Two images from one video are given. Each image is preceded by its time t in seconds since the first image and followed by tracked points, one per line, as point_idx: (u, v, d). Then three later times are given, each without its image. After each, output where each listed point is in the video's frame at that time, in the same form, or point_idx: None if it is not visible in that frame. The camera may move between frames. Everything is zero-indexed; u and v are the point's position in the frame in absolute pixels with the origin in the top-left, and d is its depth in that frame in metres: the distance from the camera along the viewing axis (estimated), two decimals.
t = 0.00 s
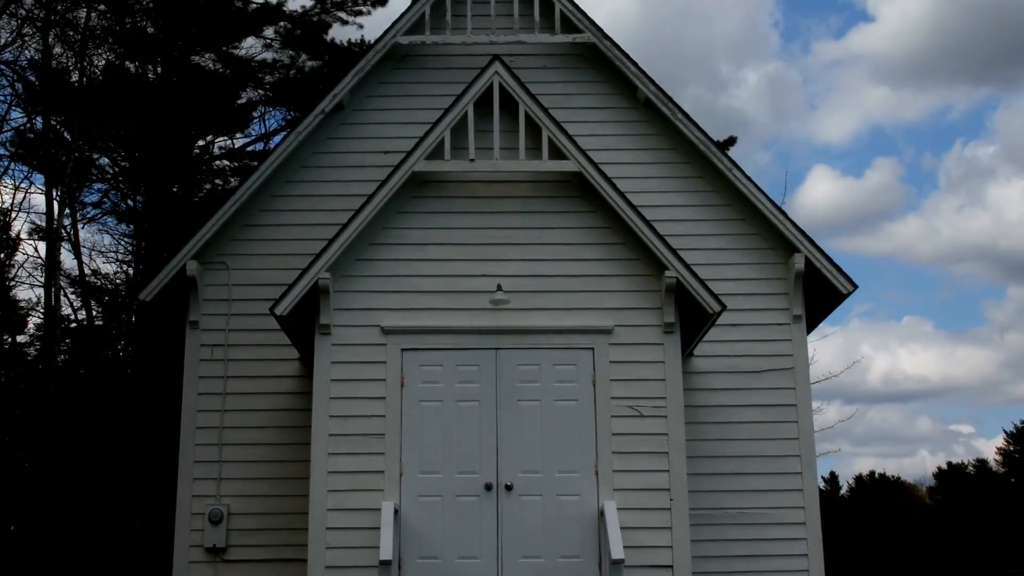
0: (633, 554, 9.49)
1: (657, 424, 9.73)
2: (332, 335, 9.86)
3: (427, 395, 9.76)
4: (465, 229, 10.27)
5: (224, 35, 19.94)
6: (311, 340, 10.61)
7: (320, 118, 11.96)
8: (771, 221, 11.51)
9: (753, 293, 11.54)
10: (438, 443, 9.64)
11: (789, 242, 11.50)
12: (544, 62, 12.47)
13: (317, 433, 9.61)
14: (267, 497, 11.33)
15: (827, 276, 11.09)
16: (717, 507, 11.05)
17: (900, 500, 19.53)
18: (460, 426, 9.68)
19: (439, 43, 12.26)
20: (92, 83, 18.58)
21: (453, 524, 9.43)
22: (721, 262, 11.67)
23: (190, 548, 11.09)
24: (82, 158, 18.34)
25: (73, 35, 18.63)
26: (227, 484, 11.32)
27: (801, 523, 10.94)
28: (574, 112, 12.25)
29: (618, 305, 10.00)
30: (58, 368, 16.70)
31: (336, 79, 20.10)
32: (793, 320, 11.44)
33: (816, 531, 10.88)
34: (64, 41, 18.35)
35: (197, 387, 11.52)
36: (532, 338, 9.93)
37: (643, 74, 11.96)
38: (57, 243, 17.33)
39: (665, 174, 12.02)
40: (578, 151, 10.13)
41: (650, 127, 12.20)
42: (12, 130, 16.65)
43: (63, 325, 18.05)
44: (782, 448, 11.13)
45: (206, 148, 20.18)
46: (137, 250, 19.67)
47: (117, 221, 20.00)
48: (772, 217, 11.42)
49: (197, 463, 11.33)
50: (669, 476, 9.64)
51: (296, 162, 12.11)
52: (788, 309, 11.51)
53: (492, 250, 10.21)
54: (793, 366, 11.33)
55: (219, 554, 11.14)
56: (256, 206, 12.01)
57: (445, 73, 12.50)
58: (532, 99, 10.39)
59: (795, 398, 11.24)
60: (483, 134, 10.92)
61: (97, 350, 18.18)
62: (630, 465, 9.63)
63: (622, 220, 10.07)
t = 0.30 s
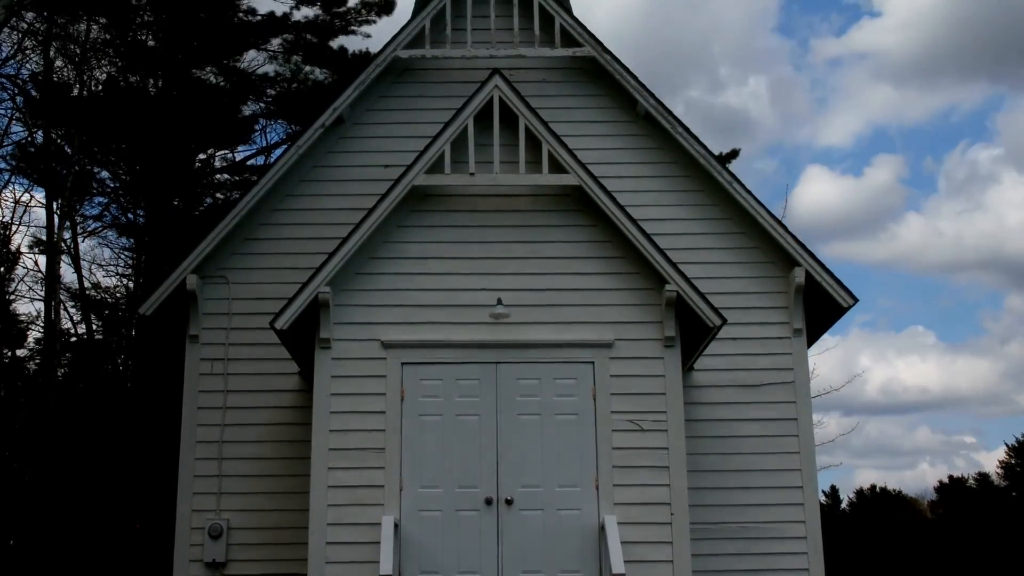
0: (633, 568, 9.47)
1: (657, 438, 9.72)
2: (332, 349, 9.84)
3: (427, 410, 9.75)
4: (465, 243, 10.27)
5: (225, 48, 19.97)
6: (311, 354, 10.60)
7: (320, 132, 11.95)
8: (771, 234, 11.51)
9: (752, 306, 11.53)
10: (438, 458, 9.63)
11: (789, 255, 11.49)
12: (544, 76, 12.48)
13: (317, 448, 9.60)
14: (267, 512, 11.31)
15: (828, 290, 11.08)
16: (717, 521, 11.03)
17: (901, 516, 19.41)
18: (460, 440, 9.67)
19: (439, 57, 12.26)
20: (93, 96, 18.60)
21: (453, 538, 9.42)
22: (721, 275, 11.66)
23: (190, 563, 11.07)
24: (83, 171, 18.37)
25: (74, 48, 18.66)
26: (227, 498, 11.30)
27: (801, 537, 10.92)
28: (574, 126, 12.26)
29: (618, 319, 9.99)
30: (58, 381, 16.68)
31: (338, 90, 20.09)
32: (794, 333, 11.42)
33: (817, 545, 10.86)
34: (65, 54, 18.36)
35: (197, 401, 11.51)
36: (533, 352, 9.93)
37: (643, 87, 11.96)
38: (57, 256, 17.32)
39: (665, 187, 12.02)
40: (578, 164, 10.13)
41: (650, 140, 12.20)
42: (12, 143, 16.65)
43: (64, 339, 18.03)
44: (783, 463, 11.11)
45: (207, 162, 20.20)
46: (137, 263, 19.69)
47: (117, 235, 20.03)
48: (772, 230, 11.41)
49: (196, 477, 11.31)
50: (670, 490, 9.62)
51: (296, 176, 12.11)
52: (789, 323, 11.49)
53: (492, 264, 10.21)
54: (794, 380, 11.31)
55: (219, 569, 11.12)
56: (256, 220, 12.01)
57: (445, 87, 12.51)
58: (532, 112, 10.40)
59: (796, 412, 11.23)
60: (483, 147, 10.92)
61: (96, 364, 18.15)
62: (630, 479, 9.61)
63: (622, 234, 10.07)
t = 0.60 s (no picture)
0: None
1: (658, 452, 9.70)
2: (332, 362, 9.83)
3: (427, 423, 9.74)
4: (465, 257, 10.26)
5: (225, 62, 19.99)
6: (311, 368, 10.58)
7: (320, 145, 11.95)
8: (771, 247, 11.51)
9: (753, 319, 11.52)
10: (438, 472, 9.61)
11: (789, 268, 11.49)
12: (544, 89, 12.48)
13: (317, 462, 9.58)
14: (266, 526, 11.28)
15: (828, 303, 11.07)
16: (717, 535, 11.01)
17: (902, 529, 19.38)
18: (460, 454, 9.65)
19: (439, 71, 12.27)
20: (93, 110, 18.60)
21: (453, 553, 9.40)
22: (721, 288, 11.65)
23: None
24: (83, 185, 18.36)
25: (73, 62, 18.66)
26: (227, 512, 11.28)
27: (803, 551, 10.88)
28: (574, 139, 12.26)
29: (618, 333, 9.97)
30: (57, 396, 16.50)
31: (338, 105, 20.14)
32: (794, 347, 11.40)
33: (818, 559, 10.83)
34: (65, 67, 18.37)
35: (197, 415, 11.50)
36: (533, 366, 9.91)
37: (643, 101, 11.97)
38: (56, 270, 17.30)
39: (665, 201, 12.02)
40: (578, 178, 10.13)
41: (650, 153, 12.20)
42: (12, 157, 16.62)
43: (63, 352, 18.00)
44: (783, 476, 11.09)
45: (207, 175, 20.21)
46: (137, 277, 19.67)
47: (116, 248, 19.99)
48: (773, 243, 11.41)
49: (196, 491, 11.29)
50: (671, 504, 9.59)
51: (296, 189, 12.11)
52: (789, 336, 11.47)
53: (493, 278, 10.20)
54: (794, 393, 11.30)
55: None
56: (256, 234, 12.00)
57: (445, 100, 12.51)
58: (532, 125, 10.40)
59: (797, 425, 11.21)
60: (483, 161, 10.92)
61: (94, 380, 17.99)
62: (631, 493, 9.59)
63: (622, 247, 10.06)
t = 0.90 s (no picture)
0: None
1: (658, 467, 9.68)
2: (332, 377, 9.81)
3: (427, 439, 9.72)
4: (465, 272, 10.25)
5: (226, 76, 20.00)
6: (311, 383, 10.57)
7: (320, 160, 11.95)
8: (771, 262, 11.50)
9: (754, 334, 11.51)
10: (439, 487, 9.59)
11: (790, 282, 11.47)
12: (545, 104, 12.49)
13: (317, 478, 9.56)
14: (266, 541, 11.26)
15: (829, 317, 11.06)
16: (718, 551, 10.98)
17: (904, 543, 19.41)
18: (460, 470, 9.64)
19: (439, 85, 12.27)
20: (94, 124, 18.60)
21: (453, 569, 9.37)
22: (722, 303, 11.64)
23: None
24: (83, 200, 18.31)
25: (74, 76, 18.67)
26: (226, 528, 11.26)
27: (804, 567, 10.86)
28: (574, 153, 12.27)
29: (618, 348, 9.96)
30: (57, 412, 16.41)
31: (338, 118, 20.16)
32: (795, 362, 11.39)
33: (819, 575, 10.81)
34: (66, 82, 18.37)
35: (197, 430, 11.48)
36: (532, 382, 9.90)
37: (643, 116, 11.97)
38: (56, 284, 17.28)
39: (665, 216, 12.01)
40: (579, 194, 10.12)
41: (651, 168, 12.19)
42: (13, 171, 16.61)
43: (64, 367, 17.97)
44: (784, 492, 11.08)
45: (207, 190, 20.22)
46: (137, 291, 19.66)
47: (117, 263, 19.96)
48: (773, 258, 11.41)
49: (197, 506, 11.28)
50: (671, 520, 9.57)
51: (297, 204, 12.11)
52: (790, 351, 11.46)
53: (493, 293, 10.19)
54: (795, 408, 11.29)
55: None
56: (256, 248, 11.99)
57: (444, 115, 12.52)
58: (532, 141, 10.40)
59: (798, 440, 11.20)
60: (484, 176, 10.91)
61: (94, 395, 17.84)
62: (631, 508, 9.57)
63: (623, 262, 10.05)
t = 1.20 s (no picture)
0: None
1: (659, 480, 9.66)
2: (333, 391, 9.80)
3: (427, 452, 9.71)
4: (465, 285, 10.25)
5: (226, 89, 20.01)
6: (311, 397, 10.56)
7: (320, 173, 11.95)
8: (772, 275, 11.49)
9: (754, 347, 11.50)
10: (439, 501, 9.57)
11: (790, 295, 11.45)
12: (545, 117, 12.50)
13: (317, 491, 9.56)
14: (266, 555, 11.24)
15: (829, 330, 11.05)
16: (719, 564, 10.95)
17: (906, 555, 19.41)
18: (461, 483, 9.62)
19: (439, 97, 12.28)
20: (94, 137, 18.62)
21: None
22: (723, 316, 11.63)
23: None
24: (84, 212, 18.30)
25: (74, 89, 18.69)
26: (226, 541, 11.23)
27: None
28: (574, 166, 12.27)
29: (619, 361, 9.95)
30: (57, 423, 16.40)
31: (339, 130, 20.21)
32: (796, 375, 11.37)
33: None
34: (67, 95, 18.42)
35: (196, 443, 11.47)
36: (532, 395, 9.89)
37: (643, 128, 11.98)
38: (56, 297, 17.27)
39: (665, 228, 12.01)
40: (579, 207, 10.12)
41: (650, 182, 12.19)
42: (13, 184, 16.60)
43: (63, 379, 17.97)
44: (785, 505, 11.05)
45: (207, 204, 20.25)
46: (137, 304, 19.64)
47: (117, 275, 19.97)
48: (774, 271, 11.40)
49: (196, 520, 11.26)
50: (672, 533, 9.55)
51: (297, 217, 12.10)
52: (791, 364, 11.45)
53: (492, 306, 10.18)
54: (796, 422, 11.28)
55: None
56: (256, 261, 11.99)
57: (444, 127, 12.53)
58: (532, 153, 10.40)
59: (798, 454, 11.18)
60: (484, 190, 10.92)
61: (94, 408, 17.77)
62: (632, 522, 9.55)
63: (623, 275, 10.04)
